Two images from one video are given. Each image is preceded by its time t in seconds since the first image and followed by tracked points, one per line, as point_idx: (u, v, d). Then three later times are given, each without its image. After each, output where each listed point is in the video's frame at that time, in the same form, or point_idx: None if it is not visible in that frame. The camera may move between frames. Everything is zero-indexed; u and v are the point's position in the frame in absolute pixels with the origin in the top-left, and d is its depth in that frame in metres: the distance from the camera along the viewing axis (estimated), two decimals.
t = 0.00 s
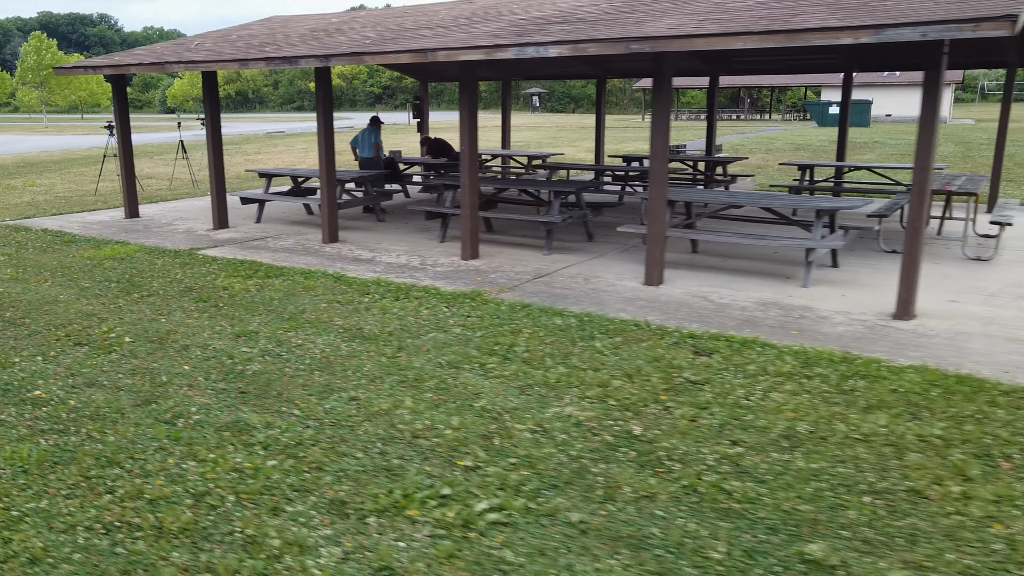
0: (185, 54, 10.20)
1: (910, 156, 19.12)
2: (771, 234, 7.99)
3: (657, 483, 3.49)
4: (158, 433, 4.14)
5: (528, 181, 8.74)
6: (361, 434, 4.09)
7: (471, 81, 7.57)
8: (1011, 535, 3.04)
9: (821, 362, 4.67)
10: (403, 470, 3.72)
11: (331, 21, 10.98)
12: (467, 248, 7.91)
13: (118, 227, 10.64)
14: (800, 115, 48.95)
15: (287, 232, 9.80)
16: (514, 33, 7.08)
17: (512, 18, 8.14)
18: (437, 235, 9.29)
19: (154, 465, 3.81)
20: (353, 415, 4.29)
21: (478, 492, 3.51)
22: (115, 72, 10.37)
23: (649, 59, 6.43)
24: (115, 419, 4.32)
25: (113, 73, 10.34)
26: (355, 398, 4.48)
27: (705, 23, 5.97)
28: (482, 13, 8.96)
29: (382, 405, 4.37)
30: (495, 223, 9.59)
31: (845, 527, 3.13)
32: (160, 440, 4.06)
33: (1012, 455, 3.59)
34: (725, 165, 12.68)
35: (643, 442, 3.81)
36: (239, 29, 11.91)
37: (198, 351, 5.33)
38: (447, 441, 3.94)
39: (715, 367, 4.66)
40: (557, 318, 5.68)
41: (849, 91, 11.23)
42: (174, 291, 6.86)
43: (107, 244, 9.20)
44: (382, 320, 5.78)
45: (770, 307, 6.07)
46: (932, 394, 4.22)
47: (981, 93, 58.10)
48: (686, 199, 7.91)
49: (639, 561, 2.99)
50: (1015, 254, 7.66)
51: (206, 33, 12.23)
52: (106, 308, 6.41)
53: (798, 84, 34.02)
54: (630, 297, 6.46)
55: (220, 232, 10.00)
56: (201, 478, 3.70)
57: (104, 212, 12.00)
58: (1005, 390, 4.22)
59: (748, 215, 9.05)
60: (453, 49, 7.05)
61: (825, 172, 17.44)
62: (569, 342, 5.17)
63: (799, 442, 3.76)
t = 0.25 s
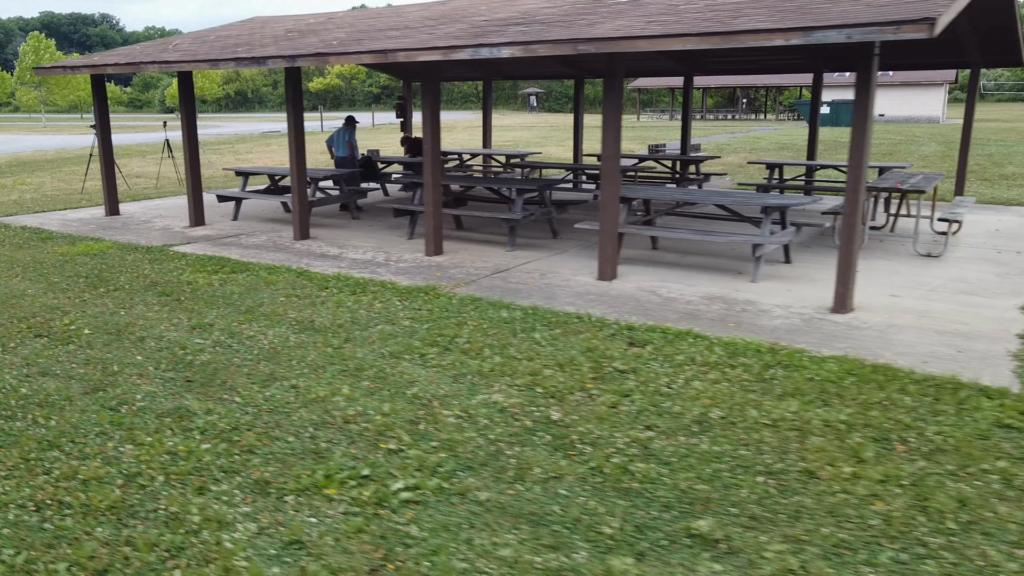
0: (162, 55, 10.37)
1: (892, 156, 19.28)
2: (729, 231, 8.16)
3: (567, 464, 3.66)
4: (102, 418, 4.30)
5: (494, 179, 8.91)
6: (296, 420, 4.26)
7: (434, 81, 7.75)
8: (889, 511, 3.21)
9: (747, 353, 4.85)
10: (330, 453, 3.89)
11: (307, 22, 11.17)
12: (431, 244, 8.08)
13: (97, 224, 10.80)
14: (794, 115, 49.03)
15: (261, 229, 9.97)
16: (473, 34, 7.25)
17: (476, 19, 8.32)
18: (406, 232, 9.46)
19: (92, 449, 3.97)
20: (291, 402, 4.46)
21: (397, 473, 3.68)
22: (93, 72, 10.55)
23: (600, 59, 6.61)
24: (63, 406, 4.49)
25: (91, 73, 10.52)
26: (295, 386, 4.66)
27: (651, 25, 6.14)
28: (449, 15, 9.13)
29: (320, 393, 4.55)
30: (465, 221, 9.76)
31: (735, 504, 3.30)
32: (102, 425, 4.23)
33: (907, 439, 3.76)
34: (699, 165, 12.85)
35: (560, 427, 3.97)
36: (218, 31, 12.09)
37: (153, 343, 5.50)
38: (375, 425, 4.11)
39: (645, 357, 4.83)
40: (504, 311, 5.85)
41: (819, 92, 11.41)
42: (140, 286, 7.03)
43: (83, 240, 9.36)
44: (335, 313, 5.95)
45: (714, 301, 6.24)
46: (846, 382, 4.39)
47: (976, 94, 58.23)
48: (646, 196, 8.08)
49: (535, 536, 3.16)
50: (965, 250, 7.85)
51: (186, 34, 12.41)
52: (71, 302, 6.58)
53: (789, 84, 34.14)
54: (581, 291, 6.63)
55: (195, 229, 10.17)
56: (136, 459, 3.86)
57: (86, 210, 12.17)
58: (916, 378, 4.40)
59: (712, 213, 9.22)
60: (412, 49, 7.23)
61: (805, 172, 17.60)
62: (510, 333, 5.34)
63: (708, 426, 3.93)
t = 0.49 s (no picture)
0: (147, 55, 10.51)
1: (880, 156, 19.37)
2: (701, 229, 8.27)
3: (505, 451, 3.78)
4: (63, 409, 4.43)
5: (471, 177, 9.03)
6: (251, 410, 4.38)
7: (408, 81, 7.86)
8: (807, 496, 3.33)
9: (696, 346, 4.96)
10: (280, 441, 4.01)
11: (291, 23, 11.30)
12: (407, 241, 8.20)
13: (83, 222, 10.94)
14: (792, 115, 49.09)
15: (244, 228, 10.10)
16: (444, 35, 7.37)
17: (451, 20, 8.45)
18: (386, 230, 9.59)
19: (51, 437, 4.10)
20: (248, 393, 4.59)
21: (342, 460, 3.80)
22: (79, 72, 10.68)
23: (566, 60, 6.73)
24: (27, 397, 4.61)
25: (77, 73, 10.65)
26: (254, 378, 4.78)
27: (613, 26, 6.26)
28: (427, 16, 9.26)
29: (277, 384, 4.67)
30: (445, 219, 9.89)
31: (661, 490, 3.41)
32: (63, 415, 4.36)
33: (837, 428, 3.88)
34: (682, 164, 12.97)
35: (504, 416, 4.09)
36: (205, 31, 12.23)
37: (122, 337, 5.63)
38: (326, 415, 4.24)
39: (597, 350, 4.95)
40: (467, 306, 5.97)
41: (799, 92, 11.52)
42: (116, 282, 7.15)
43: (67, 238, 9.49)
44: (303, 308, 6.07)
45: (676, 297, 6.36)
46: (788, 374, 4.51)
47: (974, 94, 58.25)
48: (618, 194, 8.20)
49: (466, 518, 3.28)
50: (931, 248, 7.96)
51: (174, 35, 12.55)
52: (47, 297, 6.70)
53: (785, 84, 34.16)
54: (548, 287, 6.75)
55: (179, 227, 10.30)
56: (91, 447, 3.99)
57: (74, 209, 12.30)
58: (856, 371, 4.51)
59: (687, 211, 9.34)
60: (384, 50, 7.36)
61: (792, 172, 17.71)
62: (470, 328, 5.46)
63: (647, 415, 4.05)
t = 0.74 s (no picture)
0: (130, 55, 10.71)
1: (868, 155, 19.45)
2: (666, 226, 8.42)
3: (432, 436, 3.94)
4: (19, 395, 4.61)
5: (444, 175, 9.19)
6: (198, 396, 4.55)
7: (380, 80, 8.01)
8: (710, 478, 3.49)
9: (635, 338, 5.12)
10: (221, 426, 4.18)
11: (273, 23, 11.48)
12: (379, 237, 8.36)
13: (69, 219, 11.13)
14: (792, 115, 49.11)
15: (224, 225, 10.28)
16: (410, 36, 7.54)
17: (422, 21, 8.61)
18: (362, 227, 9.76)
19: (3, 422, 4.27)
20: (198, 381, 4.76)
21: (276, 444, 3.97)
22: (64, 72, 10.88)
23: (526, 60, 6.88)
24: None
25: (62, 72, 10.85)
26: (206, 367, 4.96)
27: (568, 27, 6.41)
28: (402, 17, 9.42)
29: (226, 372, 4.84)
30: (421, 217, 10.05)
31: (572, 472, 3.57)
32: (17, 401, 4.53)
33: (753, 415, 4.04)
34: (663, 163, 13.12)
35: (436, 404, 4.26)
36: (191, 32, 12.42)
37: (86, 328, 5.80)
38: (269, 402, 4.40)
39: (538, 341, 5.11)
40: (423, 300, 6.13)
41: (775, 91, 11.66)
42: (89, 276, 7.34)
43: (50, 234, 9.69)
44: (265, 301, 6.25)
45: (631, 292, 6.51)
46: (718, 365, 4.66)
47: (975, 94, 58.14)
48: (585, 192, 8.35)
49: (383, 497, 3.44)
50: (892, 246, 8.10)
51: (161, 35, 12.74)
52: (20, 291, 6.89)
53: (783, 84, 34.21)
54: (508, 282, 6.91)
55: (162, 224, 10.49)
56: (40, 431, 4.16)
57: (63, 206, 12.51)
58: (783, 362, 4.67)
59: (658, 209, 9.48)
60: (351, 50, 7.54)
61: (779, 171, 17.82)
62: (421, 320, 5.63)
63: (573, 403, 4.20)
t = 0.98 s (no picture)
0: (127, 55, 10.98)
1: (869, 155, 19.43)
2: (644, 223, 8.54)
3: (375, 421, 4.11)
4: None
5: (428, 173, 9.36)
6: (161, 383, 4.75)
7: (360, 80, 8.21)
8: (632, 462, 3.63)
9: (588, 330, 5.26)
10: (177, 410, 4.37)
11: (267, 24, 11.71)
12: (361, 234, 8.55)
13: (69, 216, 11.42)
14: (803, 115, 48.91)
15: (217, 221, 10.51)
16: (388, 37, 7.72)
17: (404, 22, 8.79)
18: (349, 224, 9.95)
19: None
20: (163, 368, 4.95)
21: (227, 427, 4.15)
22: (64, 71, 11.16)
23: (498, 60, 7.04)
24: None
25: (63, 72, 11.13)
26: (173, 355, 5.15)
27: (536, 28, 6.57)
28: (388, 17, 9.61)
29: (191, 360, 5.03)
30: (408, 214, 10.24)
31: (501, 455, 3.72)
32: None
33: (685, 404, 4.18)
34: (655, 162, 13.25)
35: (384, 391, 4.42)
36: (189, 32, 12.68)
37: (66, 319, 6.03)
38: (226, 388, 4.59)
39: (494, 333, 5.26)
40: (392, 294, 6.31)
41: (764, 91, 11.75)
42: (77, 270, 7.58)
43: (47, 230, 9.96)
44: (240, 294, 6.45)
45: (597, 287, 6.65)
46: (662, 356, 4.80)
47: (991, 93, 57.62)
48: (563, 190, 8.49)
49: (318, 477, 3.61)
50: (866, 244, 8.18)
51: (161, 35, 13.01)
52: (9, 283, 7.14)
53: (791, 84, 34.13)
54: (480, 277, 7.08)
55: (157, 220, 10.74)
56: (7, 413, 4.37)
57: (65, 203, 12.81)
58: (726, 354, 4.81)
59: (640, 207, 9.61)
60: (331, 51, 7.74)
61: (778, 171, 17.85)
62: (386, 313, 5.80)
63: (514, 391, 4.36)
